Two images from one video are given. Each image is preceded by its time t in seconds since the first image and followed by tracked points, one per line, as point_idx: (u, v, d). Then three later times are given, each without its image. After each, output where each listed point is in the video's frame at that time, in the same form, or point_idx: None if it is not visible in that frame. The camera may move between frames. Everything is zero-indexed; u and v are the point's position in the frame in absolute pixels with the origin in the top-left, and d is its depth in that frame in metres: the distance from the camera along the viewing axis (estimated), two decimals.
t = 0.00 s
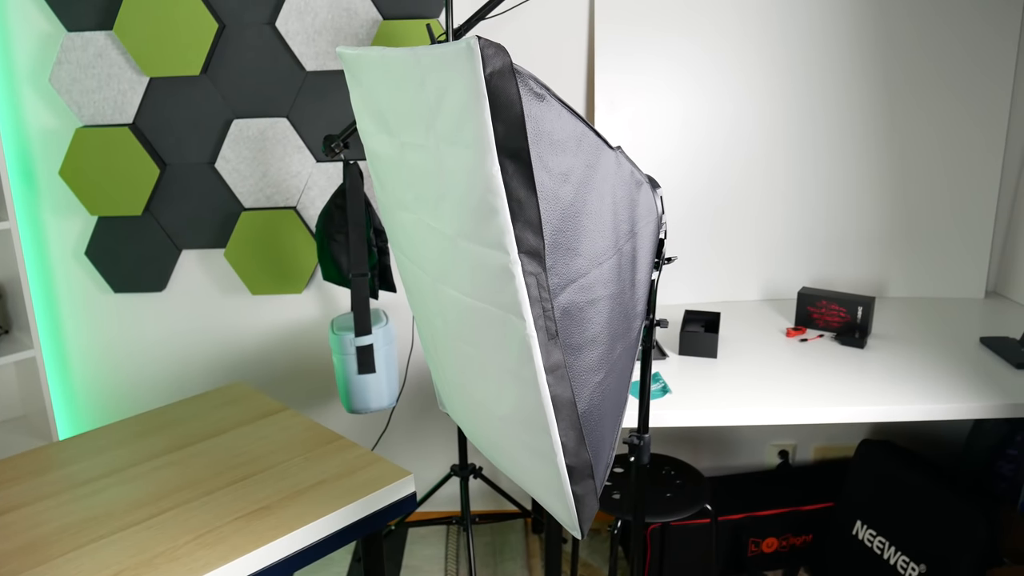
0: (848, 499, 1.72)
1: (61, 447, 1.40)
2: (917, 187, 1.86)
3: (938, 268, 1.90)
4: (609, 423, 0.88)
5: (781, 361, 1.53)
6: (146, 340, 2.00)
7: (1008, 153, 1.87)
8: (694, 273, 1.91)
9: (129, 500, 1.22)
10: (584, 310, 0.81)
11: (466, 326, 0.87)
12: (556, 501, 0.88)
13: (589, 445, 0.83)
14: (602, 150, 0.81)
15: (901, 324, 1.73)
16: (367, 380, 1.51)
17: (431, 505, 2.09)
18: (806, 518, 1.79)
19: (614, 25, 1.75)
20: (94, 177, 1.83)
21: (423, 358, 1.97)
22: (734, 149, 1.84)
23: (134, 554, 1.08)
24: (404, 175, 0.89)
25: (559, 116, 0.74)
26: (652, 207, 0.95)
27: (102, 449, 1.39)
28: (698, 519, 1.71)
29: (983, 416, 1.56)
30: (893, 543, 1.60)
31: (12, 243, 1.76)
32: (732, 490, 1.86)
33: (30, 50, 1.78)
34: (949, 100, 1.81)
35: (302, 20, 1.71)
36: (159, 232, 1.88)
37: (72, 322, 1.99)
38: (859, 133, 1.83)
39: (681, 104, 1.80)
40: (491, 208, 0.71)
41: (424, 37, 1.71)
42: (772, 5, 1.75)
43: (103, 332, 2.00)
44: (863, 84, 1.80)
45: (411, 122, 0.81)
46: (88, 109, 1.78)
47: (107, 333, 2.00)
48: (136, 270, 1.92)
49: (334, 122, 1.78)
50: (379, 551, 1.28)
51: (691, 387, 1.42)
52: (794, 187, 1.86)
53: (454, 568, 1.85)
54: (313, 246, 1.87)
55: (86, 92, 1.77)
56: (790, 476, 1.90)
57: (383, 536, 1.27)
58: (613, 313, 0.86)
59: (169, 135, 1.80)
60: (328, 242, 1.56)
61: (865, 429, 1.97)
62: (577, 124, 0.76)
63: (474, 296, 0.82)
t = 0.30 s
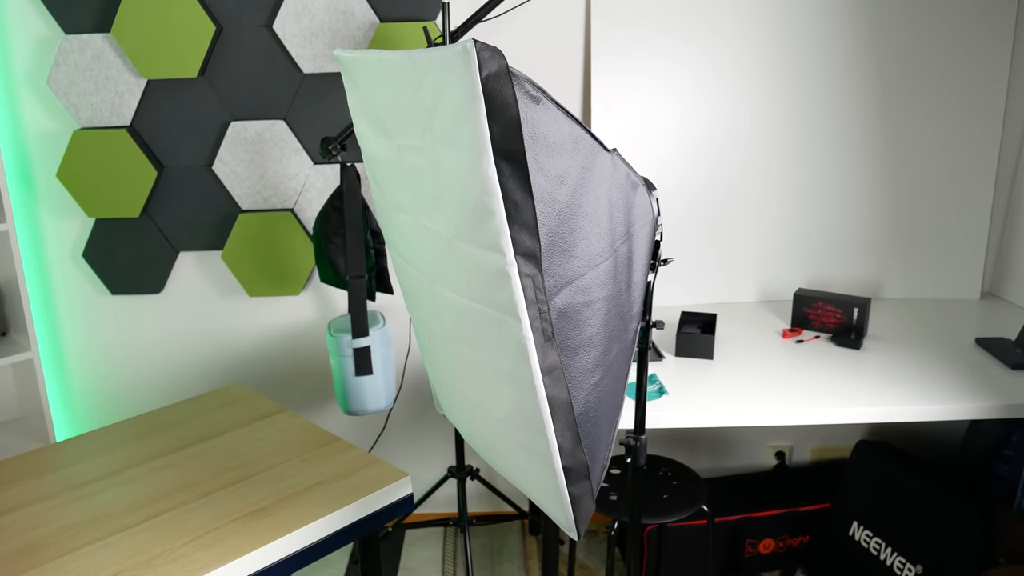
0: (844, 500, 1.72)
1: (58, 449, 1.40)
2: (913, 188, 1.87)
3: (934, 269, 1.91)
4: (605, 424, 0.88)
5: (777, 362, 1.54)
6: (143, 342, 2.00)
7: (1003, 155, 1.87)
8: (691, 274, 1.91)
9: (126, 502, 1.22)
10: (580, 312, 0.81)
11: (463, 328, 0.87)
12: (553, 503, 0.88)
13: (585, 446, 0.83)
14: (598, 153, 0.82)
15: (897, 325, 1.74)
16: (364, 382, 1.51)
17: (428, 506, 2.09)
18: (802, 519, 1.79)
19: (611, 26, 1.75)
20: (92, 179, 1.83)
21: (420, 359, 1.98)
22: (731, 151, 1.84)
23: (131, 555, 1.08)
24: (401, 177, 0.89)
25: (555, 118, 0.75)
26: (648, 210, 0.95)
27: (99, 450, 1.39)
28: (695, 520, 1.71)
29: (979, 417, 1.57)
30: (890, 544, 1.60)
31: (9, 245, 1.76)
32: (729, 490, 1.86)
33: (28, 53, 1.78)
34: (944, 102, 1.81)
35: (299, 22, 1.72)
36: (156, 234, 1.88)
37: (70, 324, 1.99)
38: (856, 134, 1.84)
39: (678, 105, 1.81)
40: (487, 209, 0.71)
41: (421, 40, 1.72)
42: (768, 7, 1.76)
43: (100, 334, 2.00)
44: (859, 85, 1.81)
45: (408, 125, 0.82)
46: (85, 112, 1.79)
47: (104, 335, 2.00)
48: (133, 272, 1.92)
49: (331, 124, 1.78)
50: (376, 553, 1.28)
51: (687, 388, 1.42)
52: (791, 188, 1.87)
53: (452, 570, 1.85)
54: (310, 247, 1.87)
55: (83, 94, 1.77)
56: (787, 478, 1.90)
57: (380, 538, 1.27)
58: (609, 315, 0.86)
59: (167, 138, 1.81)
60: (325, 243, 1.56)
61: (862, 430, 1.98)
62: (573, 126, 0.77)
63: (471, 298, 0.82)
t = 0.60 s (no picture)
0: (840, 505, 1.73)
1: (55, 457, 1.40)
2: (907, 193, 1.88)
3: (928, 274, 1.92)
4: (599, 432, 0.88)
5: (772, 368, 1.54)
6: (139, 349, 2.00)
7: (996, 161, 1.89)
8: (686, 280, 1.92)
9: (122, 511, 1.22)
10: (574, 320, 0.82)
11: (458, 336, 0.88)
12: (547, 509, 0.88)
13: (579, 453, 0.83)
14: (592, 161, 0.82)
15: (891, 331, 1.74)
16: (360, 390, 1.52)
17: (425, 513, 2.09)
18: (799, 524, 1.79)
19: (607, 33, 1.76)
20: (89, 187, 1.83)
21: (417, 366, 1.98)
22: (725, 156, 1.85)
23: (127, 564, 1.08)
24: (396, 186, 0.90)
25: (549, 128, 0.75)
26: (642, 217, 0.95)
27: (96, 459, 1.39)
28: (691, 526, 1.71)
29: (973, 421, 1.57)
30: (886, 549, 1.61)
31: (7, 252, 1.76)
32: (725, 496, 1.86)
33: (26, 61, 1.78)
34: (937, 108, 1.83)
35: (296, 31, 1.73)
36: (153, 242, 1.88)
37: (66, 331, 1.99)
38: (850, 140, 1.85)
39: (674, 111, 1.82)
40: (481, 219, 0.72)
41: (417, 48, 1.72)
42: (763, 13, 1.77)
43: (97, 342, 2.00)
44: (853, 92, 1.82)
45: (403, 134, 0.82)
46: (83, 119, 1.79)
47: (101, 342, 2.00)
48: (130, 279, 1.92)
49: (328, 132, 1.79)
50: (372, 561, 1.28)
51: (683, 395, 1.43)
52: (785, 194, 1.88)
53: None
54: (307, 255, 1.88)
55: (81, 102, 1.78)
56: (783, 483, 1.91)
57: (376, 547, 1.27)
58: (603, 323, 0.87)
59: (164, 145, 1.81)
60: (322, 251, 1.57)
61: (857, 435, 1.98)
62: (567, 136, 0.78)
63: (465, 306, 0.82)
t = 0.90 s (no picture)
0: (825, 518, 1.73)
1: (35, 481, 1.39)
2: (887, 208, 1.91)
3: (907, 288, 1.94)
4: (581, 450, 0.89)
5: (755, 384, 1.55)
6: (123, 370, 1.99)
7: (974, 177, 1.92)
8: (670, 296, 1.93)
9: (103, 534, 1.21)
10: (555, 339, 0.83)
11: (439, 356, 0.88)
12: (530, 528, 0.89)
13: (561, 472, 0.84)
14: (572, 183, 0.84)
15: (872, 345, 1.76)
16: (346, 410, 1.51)
17: (411, 532, 2.08)
18: (785, 539, 1.80)
19: (590, 51, 1.78)
20: (73, 207, 1.83)
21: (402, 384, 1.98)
22: (708, 173, 1.87)
23: None
24: (378, 207, 0.91)
25: (528, 151, 0.77)
26: (623, 237, 0.96)
27: (78, 482, 1.38)
28: (678, 542, 1.71)
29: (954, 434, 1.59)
30: (870, 562, 1.61)
31: None
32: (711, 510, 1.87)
33: (10, 81, 1.78)
34: (914, 126, 1.86)
35: (282, 51, 1.74)
36: (137, 261, 1.88)
37: (49, 352, 1.98)
38: (830, 157, 1.88)
39: (656, 129, 1.84)
40: (460, 241, 0.73)
41: (401, 69, 1.75)
42: (743, 33, 1.80)
43: (80, 363, 1.99)
44: (832, 110, 1.85)
45: (384, 157, 0.84)
46: (68, 139, 1.79)
47: (84, 363, 1.99)
48: (114, 300, 1.91)
49: (313, 152, 1.80)
50: None
51: (666, 411, 1.44)
52: (767, 210, 1.90)
53: None
54: (293, 274, 1.88)
55: (66, 122, 1.78)
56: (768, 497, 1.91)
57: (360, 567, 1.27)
58: (584, 341, 0.88)
59: (149, 165, 1.81)
60: (307, 270, 1.57)
61: (841, 448, 2.00)
62: (546, 158, 0.79)
63: (446, 326, 0.83)
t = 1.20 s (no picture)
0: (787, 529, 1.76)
1: None
2: (840, 223, 1.96)
3: (860, 300, 2.00)
4: (537, 468, 0.90)
5: (714, 398, 1.58)
6: (77, 401, 1.95)
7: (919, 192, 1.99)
8: (631, 312, 1.96)
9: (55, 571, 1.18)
10: (509, 359, 0.84)
11: (396, 378, 0.89)
12: (488, 547, 0.89)
13: (516, 490, 0.85)
14: (524, 206, 0.85)
15: (828, 357, 1.81)
16: (308, 435, 1.50)
17: (377, 556, 2.07)
18: (748, 550, 1.82)
19: (551, 72, 1.81)
20: (25, 234, 1.79)
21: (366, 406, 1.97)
22: (667, 190, 1.91)
23: None
24: (333, 232, 0.91)
25: (480, 176, 0.78)
26: (577, 257, 0.98)
27: (29, 518, 1.35)
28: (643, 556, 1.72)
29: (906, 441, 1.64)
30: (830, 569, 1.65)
31: None
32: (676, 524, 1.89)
33: None
34: (863, 143, 1.93)
35: (241, 75, 1.74)
36: (93, 289, 1.84)
37: None
38: (783, 173, 1.93)
39: (616, 148, 1.87)
40: (412, 266, 0.74)
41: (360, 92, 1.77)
42: (700, 54, 1.85)
43: (33, 394, 1.93)
44: (785, 129, 1.90)
45: (337, 182, 0.84)
46: (20, 165, 1.75)
47: (36, 395, 1.93)
48: (69, 329, 1.87)
49: (273, 176, 1.80)
50: None
51: (626, 428, 1.45)
52: (725, 226, 1.94)
53: None
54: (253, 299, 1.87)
55: (18, 147, 1.74)
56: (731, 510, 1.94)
57: None
58: (538, 361, 0.89)
59: (105, 191, 1.79)
60: (267, 295, 1.56)
61: (800, 458, 2.04)
62: (498, 182, 0.80)
63: (401, 349, 0.84)
